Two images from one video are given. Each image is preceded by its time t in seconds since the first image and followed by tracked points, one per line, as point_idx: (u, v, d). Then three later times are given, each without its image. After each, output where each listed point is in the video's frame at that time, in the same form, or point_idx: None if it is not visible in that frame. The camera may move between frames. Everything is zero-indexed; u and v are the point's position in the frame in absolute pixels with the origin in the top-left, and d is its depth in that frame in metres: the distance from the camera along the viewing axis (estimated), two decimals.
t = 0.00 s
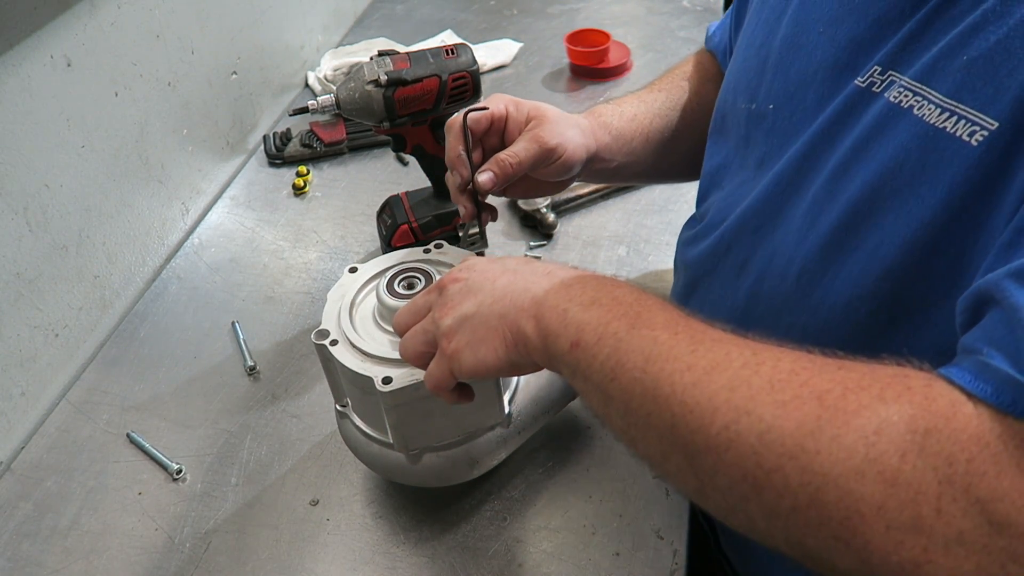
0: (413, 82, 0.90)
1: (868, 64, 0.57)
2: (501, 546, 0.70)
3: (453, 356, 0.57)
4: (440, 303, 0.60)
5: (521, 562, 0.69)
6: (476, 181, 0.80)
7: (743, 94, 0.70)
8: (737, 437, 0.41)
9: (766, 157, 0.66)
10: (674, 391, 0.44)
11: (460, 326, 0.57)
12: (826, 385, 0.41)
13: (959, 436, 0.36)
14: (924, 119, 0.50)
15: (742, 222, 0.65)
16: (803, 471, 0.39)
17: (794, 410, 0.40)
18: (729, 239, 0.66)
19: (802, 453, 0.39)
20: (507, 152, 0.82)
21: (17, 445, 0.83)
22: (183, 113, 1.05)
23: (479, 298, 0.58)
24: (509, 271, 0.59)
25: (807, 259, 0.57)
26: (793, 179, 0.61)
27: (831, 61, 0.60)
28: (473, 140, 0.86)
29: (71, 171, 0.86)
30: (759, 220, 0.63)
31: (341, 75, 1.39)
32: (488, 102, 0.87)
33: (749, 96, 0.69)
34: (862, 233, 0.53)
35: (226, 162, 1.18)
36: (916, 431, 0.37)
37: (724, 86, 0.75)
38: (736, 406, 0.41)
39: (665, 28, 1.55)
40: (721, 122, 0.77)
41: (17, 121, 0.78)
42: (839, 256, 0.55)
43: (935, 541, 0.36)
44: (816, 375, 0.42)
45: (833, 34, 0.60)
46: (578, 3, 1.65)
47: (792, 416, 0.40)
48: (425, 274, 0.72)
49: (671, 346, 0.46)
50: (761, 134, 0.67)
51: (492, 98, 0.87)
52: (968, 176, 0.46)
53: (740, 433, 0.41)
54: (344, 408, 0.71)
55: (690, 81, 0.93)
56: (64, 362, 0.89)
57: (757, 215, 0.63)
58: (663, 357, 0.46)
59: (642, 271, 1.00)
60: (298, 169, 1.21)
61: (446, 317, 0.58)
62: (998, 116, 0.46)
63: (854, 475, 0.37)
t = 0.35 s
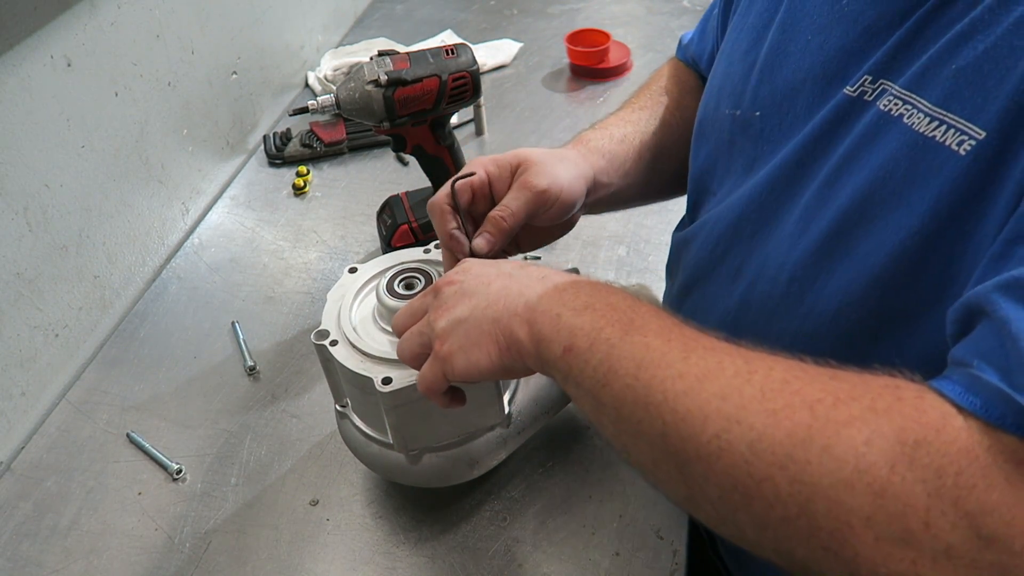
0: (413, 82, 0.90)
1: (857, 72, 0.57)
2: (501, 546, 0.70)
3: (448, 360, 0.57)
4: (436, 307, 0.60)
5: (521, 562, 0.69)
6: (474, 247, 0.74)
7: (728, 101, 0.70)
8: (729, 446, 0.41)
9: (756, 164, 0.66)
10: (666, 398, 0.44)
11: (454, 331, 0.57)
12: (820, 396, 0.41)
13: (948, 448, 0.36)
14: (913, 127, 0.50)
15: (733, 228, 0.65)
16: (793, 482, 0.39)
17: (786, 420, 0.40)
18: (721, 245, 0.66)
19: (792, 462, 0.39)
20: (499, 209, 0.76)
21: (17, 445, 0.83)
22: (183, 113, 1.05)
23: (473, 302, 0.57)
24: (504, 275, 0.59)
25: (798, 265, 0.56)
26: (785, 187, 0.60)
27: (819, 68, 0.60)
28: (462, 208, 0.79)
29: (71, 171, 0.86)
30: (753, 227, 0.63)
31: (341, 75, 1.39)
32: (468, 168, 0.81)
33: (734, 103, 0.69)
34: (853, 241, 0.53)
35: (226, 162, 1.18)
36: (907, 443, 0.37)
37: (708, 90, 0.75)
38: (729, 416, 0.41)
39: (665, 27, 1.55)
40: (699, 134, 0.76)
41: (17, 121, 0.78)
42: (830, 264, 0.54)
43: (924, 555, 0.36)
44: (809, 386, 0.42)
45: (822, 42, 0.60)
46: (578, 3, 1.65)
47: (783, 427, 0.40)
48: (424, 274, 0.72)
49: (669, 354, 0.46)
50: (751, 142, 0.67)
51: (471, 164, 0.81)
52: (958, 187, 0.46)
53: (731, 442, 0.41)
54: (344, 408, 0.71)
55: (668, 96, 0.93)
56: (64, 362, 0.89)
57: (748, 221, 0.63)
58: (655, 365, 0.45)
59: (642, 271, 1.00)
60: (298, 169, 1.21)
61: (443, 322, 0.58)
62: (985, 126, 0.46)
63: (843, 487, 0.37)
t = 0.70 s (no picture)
0: (413, 82, 0.90)
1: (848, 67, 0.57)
2: (502, 546, 0.70)
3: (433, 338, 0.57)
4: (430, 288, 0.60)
5: (521, 563, 0.69)
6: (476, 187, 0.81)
7: (728, 99, 0.70)
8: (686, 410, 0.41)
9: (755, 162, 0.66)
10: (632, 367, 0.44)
11: (441, 310, 0.58)
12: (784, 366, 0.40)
13: (905, 412, 0.35)
14: (901, 123, 0.50)
15: (729, 225, 0.65)
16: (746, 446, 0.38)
17: (745, 384, 0.40)
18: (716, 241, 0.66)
19: (747, 426, 0.38)
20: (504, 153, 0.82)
21: (17, 445, 0.83)
22: (183, 113, 1.05)
23: (461, 281, 0.58)
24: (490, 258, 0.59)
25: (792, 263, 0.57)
26: (775, 178, 0.61)
27: (812, 64, 0.60)
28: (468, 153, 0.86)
29: (71, 171, 0.86)
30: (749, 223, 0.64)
31: (342, 75, 1.39)
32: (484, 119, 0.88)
33: (734, 101, 0.69)
34: (846, 237, 0.53)
35: (226, 162, 1.18)
36: (862, 408, 0.36)
37: (714, 89, 0.75)
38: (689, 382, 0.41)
39: (665, 27, 1.55)
40: (709, 131, 0.76)
41: (17, 121, 0.78)
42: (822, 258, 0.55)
43: (874, 521, 0.35)
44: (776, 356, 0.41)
45: (814, 39, 0.60)
46: (578, 3, 1.65)
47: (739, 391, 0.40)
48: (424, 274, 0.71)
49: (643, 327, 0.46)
50: (750, 140, 0.67)
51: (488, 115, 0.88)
52: (944, 180, 0.46)
53: (691, 406, 0.41)
54: (344, 408, 0.71)
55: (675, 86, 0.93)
56: (64, 362, 0.89)
57: (743, 218, 0.63)
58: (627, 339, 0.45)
59: (642, 271, 1.00)
60: (298, 169, 1.21)
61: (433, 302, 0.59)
62: (970, 118, 0.45)
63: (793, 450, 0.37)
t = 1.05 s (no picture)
0: (413, 82, 0.90)
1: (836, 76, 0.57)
2: (502, 546, 0.70)
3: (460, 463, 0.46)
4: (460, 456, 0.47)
5: (522, 563, 0.69)
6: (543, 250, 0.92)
7: (726, 96, 0.70)
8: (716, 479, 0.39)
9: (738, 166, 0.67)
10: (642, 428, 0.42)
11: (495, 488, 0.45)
12: (788, 447, 0.41)
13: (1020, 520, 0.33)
14: (888, 141, 0.50)
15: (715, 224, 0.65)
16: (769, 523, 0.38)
17: (825, 517, 0.36)
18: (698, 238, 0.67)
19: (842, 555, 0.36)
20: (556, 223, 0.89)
21: (18, 445, 0.83)
22: (183, 114, 1.05)
23: (501, 456, 0.44)
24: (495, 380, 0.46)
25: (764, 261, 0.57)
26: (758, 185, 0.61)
27: (805, 71, 0.60)
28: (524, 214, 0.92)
29: (71, 171, 0.86)
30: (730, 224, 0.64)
31: (341, 75, 1.39)
32: (527, 181, 0.90)
33: (731, 98, 0.69)
34: (810, 246, 0.53)
35: (226, 162, 1.18)
36: (971, 527, 0.34)
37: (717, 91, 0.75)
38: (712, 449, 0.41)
39: (665, 27, 1.55)
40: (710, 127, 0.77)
41: (17, 121, 0.78)
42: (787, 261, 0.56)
43: None
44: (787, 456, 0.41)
45: (813, 47, 0.60)
46: (578, 3, 1.65)
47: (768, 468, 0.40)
48: (422, 271, 0.69)
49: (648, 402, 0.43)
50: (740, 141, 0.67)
51: (528, 179, 0.90)
52: (928, 202, 0.46)
53: (771, 540, 0.37)
54: (344, 408, 0.71)
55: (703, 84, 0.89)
56: (64, 362, 0.89)
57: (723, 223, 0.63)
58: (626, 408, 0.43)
59: (642, 271, 1.00)
60: (298, 169, 1.21)
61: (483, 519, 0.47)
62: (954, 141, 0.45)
63: (833, 528, 0.36)
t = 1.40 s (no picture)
0: (413, 82, 0.90)
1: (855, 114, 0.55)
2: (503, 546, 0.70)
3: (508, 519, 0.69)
4: (530, 545, 0.65)
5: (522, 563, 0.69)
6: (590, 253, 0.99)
7: (748, 103, 0.69)
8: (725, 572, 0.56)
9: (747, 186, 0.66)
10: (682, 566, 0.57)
11: None
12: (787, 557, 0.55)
13: None
14: (905, 207, 0.49)
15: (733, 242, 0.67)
16: None
17: None
18: (719, 252, 0.69)
19: None
20: (605, 231, 0.96)
21: (18, 445, 0.83)
22: (183, 114, 1.05)
23: None
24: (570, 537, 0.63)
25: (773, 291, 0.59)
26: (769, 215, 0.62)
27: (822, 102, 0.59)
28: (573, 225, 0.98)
29: (71, 170, 0.86)
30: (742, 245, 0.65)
31: (341, 75, 1.39)
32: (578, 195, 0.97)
33: (751, 106, 0.68)
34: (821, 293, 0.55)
35: (226, 162, 1.18)
36: None
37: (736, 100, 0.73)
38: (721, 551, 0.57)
39: (664, 27, 1.55)
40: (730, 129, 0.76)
41: (16, 121, 0.78)
42: (796, 297, 0.57)
43: None
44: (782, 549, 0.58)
45: (837, 80, 0.58)
46: (578, 3, 1.65)
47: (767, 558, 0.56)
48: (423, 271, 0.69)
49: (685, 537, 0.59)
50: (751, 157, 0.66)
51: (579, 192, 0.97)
52: (944, 282, 0.46)
53: None
54: (344, 408, 0.70)
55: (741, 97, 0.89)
56: (64, 362, 0.89)
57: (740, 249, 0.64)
58: None
59: (642, 271, 1.00)
60: (298, 169, 1.21)
61: None
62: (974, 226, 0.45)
63: None
